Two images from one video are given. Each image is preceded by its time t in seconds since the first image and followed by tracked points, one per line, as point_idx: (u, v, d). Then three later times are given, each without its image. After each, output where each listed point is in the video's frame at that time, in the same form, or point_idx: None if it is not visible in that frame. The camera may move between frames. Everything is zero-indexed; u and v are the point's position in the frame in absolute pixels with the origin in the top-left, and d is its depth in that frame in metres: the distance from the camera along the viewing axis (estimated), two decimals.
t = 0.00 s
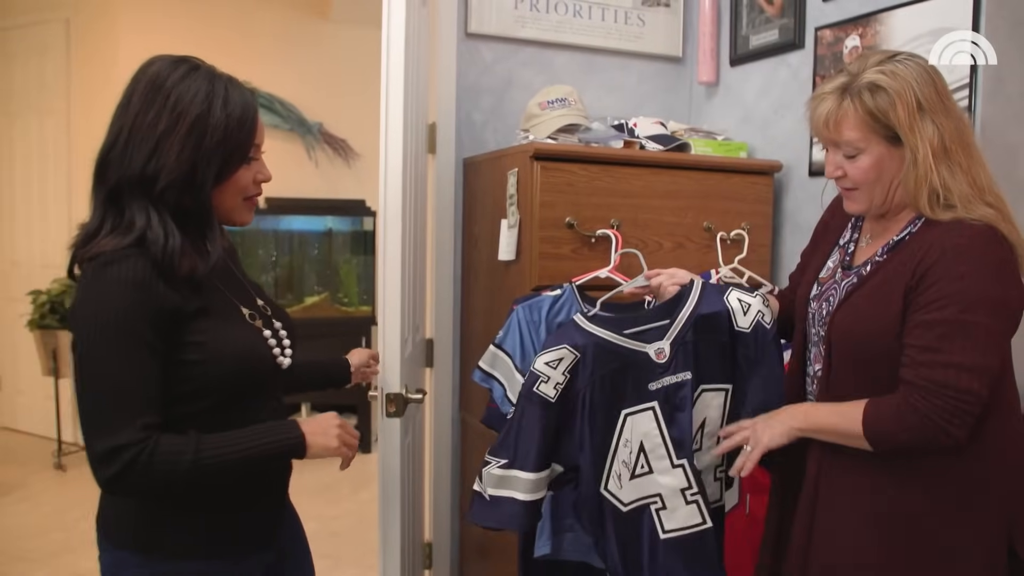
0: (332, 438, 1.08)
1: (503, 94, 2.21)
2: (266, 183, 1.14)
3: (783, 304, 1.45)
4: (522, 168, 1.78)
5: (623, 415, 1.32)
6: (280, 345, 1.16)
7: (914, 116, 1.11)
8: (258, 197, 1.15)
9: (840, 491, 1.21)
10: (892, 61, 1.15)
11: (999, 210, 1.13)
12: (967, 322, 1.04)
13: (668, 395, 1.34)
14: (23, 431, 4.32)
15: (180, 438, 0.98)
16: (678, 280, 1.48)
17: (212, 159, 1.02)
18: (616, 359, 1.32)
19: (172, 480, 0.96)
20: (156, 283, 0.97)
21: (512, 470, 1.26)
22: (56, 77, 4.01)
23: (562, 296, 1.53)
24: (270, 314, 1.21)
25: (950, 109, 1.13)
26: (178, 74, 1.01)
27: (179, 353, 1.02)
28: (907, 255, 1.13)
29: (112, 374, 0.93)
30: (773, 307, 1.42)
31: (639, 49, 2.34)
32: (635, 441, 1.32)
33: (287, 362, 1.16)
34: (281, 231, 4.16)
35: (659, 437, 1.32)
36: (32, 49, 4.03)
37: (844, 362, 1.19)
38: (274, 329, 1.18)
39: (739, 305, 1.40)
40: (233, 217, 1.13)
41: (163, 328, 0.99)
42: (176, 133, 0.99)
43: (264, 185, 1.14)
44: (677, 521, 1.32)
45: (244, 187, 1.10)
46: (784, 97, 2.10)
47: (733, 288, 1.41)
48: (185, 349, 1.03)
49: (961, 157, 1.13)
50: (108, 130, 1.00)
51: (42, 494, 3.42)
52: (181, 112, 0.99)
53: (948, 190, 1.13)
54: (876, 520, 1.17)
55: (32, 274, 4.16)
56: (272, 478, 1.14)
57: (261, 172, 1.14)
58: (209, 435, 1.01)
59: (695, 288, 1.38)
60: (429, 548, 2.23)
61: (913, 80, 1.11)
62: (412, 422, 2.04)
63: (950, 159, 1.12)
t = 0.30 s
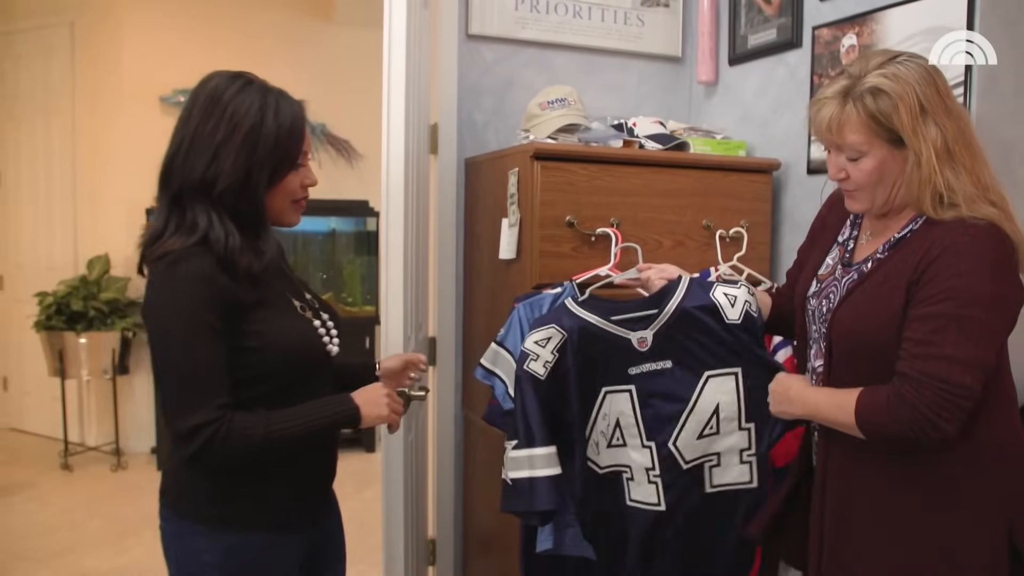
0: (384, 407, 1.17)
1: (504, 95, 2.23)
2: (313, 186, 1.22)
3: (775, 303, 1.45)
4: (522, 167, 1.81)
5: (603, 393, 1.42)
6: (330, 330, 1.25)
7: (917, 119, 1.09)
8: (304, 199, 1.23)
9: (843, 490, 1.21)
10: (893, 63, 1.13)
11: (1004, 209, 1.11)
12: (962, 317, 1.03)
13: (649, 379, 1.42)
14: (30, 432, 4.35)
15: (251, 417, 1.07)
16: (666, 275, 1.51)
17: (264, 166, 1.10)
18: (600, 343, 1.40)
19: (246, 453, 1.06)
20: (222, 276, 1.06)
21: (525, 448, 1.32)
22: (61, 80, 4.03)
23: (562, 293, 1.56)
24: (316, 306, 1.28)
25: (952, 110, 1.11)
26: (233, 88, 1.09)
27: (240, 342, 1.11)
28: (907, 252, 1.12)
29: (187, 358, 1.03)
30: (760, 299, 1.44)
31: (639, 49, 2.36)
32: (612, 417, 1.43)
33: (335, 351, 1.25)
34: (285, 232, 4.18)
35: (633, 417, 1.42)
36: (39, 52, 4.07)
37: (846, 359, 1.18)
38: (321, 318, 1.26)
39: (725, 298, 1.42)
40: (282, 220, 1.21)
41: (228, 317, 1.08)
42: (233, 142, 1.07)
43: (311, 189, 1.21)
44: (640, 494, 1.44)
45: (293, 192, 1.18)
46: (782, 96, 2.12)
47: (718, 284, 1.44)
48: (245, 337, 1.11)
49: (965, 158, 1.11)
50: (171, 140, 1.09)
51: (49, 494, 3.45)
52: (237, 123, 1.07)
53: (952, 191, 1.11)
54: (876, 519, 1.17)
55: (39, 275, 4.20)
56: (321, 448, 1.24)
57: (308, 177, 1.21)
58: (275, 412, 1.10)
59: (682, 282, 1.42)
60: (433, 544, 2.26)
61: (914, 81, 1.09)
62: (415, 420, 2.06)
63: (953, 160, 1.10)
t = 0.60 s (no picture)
0: (402, 395, 1.26)
1: (490, 97, 2.24)
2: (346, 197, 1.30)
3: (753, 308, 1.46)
4: (508, 168, 1.82)
5: (592, 404, 1.42)
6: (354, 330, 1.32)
7: (893, 120, 1.11)
8: (337, 208, 1.31)
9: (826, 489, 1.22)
10: (871, 63, 1.14)
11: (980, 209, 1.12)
12: (942, 318, 1.04)
13: (635, 386, 1.43)
14: (16, 436, 4.33)
15: (280, 403, 1.15)
16: (647, 283, 1.50)
17: (304, 175, 1.18)
18: (585, 352, 1.40)
19: (275, 437, 1.14)
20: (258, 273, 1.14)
21: (490, 452, 1.32)
22: (47, 83, 4.01)
23: (549, 295, 1.57)
24: (343, 303, 1.35)
25: (928, 110, 1.12)
26: (279, 102, 1.17)
27: (271, 334, 1.18)
28: (884, 254, 1.13)
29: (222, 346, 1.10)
30: (739, 302, 1.46)
31: (625, 52, 2.38)
32: (601, 427, 1.43)
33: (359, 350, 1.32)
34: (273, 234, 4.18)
35: (623, 421, 1.44)
36: (25, 54, 4.05)
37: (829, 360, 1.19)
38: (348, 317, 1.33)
39: (706, 301, 1.44)
40: (318, 225, 1.29)
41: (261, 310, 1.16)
42: (276, 152, 1.16)
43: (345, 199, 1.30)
44: (638, 493, 1.45)
45: (326, 201, 1.26)
46: (766, 97, 2.14)
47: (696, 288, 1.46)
48: (276, 330, 1.18)
49: (941, 158, 1.13)
50: (220, 148, 1.18)
51: (36, 498, 3.43)
52: (281, 134, 1.15)
53: (928, 191, 1.13)
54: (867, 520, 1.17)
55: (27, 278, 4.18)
56: (342, 440, 1.31)
57: (343, 187, 1.29)
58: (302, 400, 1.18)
59: (662, 289, 1.43)
60: (421, 544, 2.29)
61: (891, 83, 1.11)
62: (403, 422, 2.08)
63: (928, 160, 1.12)
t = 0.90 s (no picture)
0: (398, 401, 1.27)
1: (485, 100, 2.24)
2: (360, 204, 1.31)
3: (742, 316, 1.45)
4: (502, 171, 1.82)
5: (579, 407, 1.42)
6: (359, 335, 1.33)
7: (910, 105, 1.12)
8: (349, 215, 1.32)
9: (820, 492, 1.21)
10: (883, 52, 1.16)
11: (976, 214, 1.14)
12: (937, 318, 1.05)
13: (622, 391, 1.42)
14: (9, 438, 4.32)
15: (283, 396, 1.15)
16: (637, 283, 1.53)
17: (326, 179, 1.19)
18: (574, 355, 1.41)
19: (277, 427, 1.14)
20: (271, 267, 1.14)
21: (489, 452, 1.36)
22: (42, 84, 4.01)
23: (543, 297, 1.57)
24: (350, 307, 1.36)
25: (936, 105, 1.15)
26: (306, 108, 1.18)
27: (280, 331, 1.18)
28: (875, 256, 1.14)
29: (233, 336, 1.10)
30: (726, 307, 1.45)
31: (619, 55, 2.39)
32: (587, 431, 1.43)
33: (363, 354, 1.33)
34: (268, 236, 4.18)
35: (609, 428, 1.43)
36: (20, 55, 4.05)
37: (823, 363, 1.19)
38: (353, 322, 1.33)
39: (696, 305, 1.43)
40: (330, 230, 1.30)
41: (272, 304, 1.16)
42: (300, 155, 1.16)
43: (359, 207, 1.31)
44: (624, 504, 1.44)
45: (343, 207, 1.27)
46: (760, 101, 2.14)
47: (689, 292, 1.45)
48: (285, 327, 1.18)
49: (943, 154, 1.14)
50: (246, 146, 1.18)
51: (29, 499, 3.42)
52: (305, 139, 1.16)
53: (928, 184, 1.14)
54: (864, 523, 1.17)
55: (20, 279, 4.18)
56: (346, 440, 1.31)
57: (358, 197, 1.31)
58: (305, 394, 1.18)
59: (651, 292, 1.42)
60: (414, 547, 2.28)
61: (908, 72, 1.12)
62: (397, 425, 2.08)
63: (934, 153, 1.13)
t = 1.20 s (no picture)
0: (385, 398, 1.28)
1: (480, 103, 2.24)
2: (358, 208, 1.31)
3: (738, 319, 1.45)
4: (496, 174, 1.82)
5: (563, 405, 1.41)
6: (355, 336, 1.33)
7: (908, 115, 1.12)
8: (348, 218, 1.32)
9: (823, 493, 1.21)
10: (884, 57, 1.16)
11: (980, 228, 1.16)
12: (951, 321, 1.05)
13: (610, 389, 1.42)
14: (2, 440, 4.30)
15: (290, 397, 1.15)
16: (630, 280, 1.54)
17: (325, 180, 1.19)
18: (563, 348, 1.40)
19: (286, 428, 1.13)
20: (275, 268, 1.14)
21: (466, 448, 1.34)
22: (37, 86, 4.00)
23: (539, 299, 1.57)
24: (347, 310, 1.36)
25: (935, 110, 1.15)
26: (305, 111, 1.17)
27: (283, 334, 1.18)
28: (884, 259, 1.14)
29: (240, 338, 1.09)
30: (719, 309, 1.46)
31: (615, 59, 2.39)
32: (570, 432, 1.42)
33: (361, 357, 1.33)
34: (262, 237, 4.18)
35: (592, 429, 1.42)
36: (15, 57, 4.03)
37: (828, 367, 1.19)
38: (350, 325, 1.33)
39: (692, 306, 1.43)
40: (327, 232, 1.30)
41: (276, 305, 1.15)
42: (299, 157, 1.16)
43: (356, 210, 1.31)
44: (598, 513, 1.42)
45: (342, 210, 1.27)
46: (755, 105, 2.15)
47: (684, 292, 1.45)
48: (288, 330, 1.18)
49: (944, 161, 1.15)
50: (245, 149, 1.18)
51: (21, 502, 3.41)
52: (303, 141, 1.16)
53: (930, 190, 1.14)
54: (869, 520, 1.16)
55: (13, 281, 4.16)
56: (344, 442, 1.31)
57: (356, 200, 1.31)
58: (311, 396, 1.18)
59: (645, 291, 1.42)
60: (408, 550, 2.28)
61: (903, 80, 1.12)
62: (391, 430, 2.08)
63: (933, 159, 1.14)
